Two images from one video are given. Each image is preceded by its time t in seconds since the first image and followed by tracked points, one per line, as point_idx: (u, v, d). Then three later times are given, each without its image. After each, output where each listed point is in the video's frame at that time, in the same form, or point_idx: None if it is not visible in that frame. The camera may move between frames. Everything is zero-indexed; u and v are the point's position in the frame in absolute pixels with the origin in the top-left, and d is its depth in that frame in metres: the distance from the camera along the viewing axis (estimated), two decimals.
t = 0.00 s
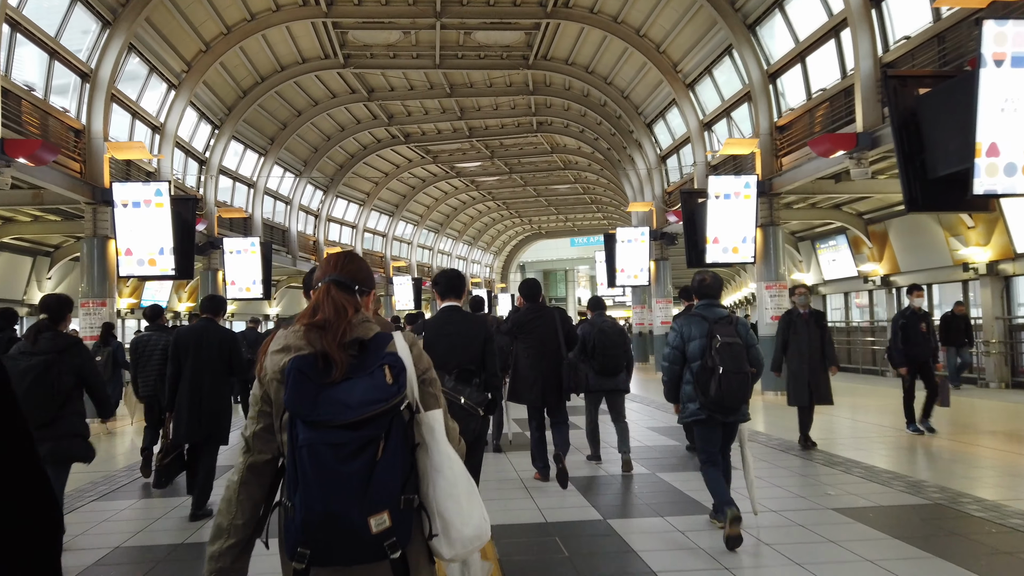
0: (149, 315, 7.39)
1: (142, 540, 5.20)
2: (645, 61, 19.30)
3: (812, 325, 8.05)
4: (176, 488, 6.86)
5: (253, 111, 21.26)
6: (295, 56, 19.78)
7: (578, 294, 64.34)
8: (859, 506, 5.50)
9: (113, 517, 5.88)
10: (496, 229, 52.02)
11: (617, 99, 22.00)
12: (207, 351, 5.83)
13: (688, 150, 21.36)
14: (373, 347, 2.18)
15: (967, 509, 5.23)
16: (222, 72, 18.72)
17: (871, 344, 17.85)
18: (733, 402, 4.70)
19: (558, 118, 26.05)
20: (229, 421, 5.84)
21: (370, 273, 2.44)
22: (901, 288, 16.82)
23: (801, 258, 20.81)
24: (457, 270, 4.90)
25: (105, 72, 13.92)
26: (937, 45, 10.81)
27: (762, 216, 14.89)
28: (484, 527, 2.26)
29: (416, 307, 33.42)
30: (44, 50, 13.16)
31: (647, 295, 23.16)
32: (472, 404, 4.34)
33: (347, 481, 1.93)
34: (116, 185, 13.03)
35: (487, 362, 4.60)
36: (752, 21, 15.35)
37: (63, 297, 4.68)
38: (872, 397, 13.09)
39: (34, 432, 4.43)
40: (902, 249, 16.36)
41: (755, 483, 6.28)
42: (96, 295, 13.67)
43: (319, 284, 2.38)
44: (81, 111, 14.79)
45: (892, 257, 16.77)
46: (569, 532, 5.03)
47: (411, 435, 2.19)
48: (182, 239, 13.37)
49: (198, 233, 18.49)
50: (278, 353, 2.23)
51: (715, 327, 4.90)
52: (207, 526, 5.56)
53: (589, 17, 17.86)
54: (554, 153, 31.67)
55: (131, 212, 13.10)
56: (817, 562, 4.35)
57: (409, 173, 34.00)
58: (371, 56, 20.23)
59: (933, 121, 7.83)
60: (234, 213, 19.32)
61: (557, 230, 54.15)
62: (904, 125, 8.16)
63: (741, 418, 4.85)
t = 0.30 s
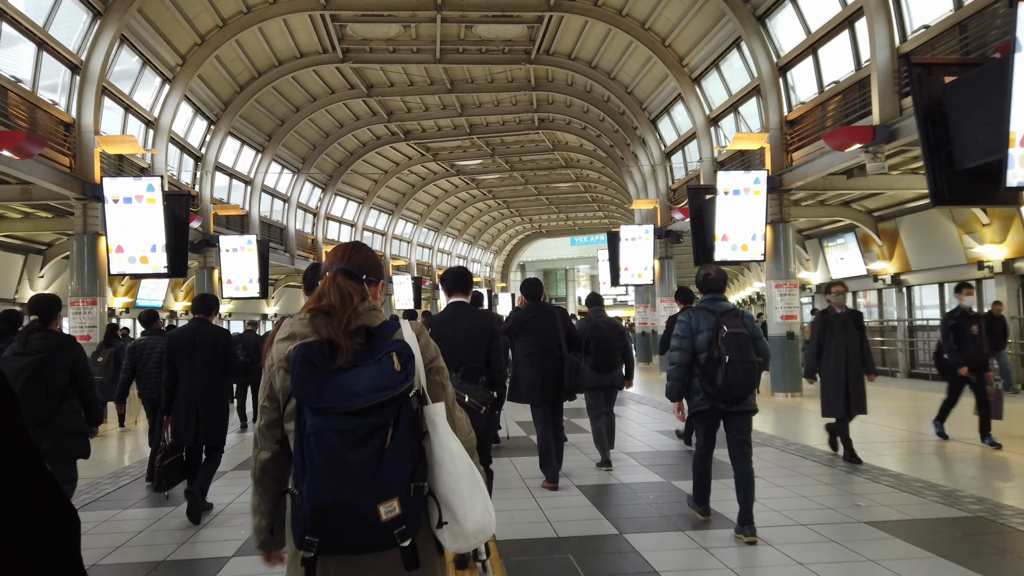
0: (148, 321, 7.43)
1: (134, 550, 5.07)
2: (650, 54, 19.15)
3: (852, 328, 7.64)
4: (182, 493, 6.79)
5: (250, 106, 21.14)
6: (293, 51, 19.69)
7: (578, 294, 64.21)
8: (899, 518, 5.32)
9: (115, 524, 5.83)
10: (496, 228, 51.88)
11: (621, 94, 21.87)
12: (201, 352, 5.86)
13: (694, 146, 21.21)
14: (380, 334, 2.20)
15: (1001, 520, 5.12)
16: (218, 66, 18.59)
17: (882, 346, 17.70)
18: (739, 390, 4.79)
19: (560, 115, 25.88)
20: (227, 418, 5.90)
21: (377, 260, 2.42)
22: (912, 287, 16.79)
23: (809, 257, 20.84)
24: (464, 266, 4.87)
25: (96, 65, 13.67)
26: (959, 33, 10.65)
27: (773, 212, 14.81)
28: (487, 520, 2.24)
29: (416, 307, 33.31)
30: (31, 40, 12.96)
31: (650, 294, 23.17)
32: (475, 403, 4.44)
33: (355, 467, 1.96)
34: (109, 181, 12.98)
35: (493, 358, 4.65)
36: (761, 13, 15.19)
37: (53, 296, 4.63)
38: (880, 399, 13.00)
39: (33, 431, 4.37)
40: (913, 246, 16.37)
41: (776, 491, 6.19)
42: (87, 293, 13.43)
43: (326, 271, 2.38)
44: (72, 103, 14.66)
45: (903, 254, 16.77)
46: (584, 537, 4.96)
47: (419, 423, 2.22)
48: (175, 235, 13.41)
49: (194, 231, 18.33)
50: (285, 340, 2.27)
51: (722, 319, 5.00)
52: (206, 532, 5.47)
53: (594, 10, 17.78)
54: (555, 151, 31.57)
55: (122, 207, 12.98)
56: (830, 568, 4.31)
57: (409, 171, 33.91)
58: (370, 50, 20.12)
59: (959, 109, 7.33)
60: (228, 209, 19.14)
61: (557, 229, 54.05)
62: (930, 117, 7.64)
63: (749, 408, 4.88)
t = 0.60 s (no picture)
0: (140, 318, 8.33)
1: (144, 542, 5.77)
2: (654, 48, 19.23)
3: (900, 326, 6.81)
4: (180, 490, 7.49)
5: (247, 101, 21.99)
6: (291, 44, 20.43)
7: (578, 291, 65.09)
8: (842, 494, 6.09)
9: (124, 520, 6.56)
10: (496, 227, 52.75)
11: (624, 90, 22.25)
12: (192, 351, 6.60)
13: (698, 143, 21.59)
14: (392, 353, 2.60)
15: (925, 497, 5.87)
16: (213, 58, 19.16)
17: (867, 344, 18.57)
18: (741, 394, 5.65)
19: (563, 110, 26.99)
20: (219, 420, 6.63)
21: (389, 273, 2.93)
22: (925, 286, 17.15)
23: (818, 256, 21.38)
24: (475, 272, 6.09)
25: (85, 56, 14.16)
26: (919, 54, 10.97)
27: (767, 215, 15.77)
28: (499, 542, 2.59)
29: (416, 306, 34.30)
30: (18, 30, 13.30)
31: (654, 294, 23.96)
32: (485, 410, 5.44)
33: (377, 484, 2.34)
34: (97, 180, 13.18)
35: (502, 362, 5.77)
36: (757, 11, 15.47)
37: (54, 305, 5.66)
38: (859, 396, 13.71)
39: (28, 434, 5.41)
40: (925, 245, 16.81)
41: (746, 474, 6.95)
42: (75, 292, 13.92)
43: (342, 282, 2.87)
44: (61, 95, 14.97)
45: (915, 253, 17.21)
46: (576, 520, 5.71)
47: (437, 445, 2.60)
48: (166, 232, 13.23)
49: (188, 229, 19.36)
50: (299, 355, 2.68)
51: (722, 324, 5.87)
52: (202, 531, 6.06)
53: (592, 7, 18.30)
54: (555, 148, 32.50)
55: (107, 199, 13.17)
56: (780, 536, 5.10)
57: (410, 168, 34.82)
58: (369, 44, 20.80)
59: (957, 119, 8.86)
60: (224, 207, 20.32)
61: (558, 228, 54.90)
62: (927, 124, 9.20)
63: (746, 412, 5.76)
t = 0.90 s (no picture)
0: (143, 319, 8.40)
1: (118, 558, 5.53)
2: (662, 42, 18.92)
3: (964, 324, 6.21)
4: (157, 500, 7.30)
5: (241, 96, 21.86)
6: (286, 39, 20.22)
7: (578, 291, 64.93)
8: (871, 506, 5.89)
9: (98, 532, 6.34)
10: (496, 226, 52.59)
11: (628, 85, 21.95)
12: (191, 352, 6.50)
13: (704, 138, 21.34)
14: (393, 340, 2.45)
15: (960, 508, 5.68)
16: (206, 52, 18.98)
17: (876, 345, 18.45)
18: (741, 393, 5.60)
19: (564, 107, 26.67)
20: (218, 427, 6.49)
21: (382, 265, 2.72)
22: (934, 284, 16.94)
23: (826, 254, 21.24)
24: (476, 264, 6.01)
25: (74, 47, 13.56)
26: (937, 44, 10.59)
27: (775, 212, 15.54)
28: (509, 523, 2.55)
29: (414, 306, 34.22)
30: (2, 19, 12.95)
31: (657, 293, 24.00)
32: (491, 398, 5.29)
33: (378, 473, 2.18)
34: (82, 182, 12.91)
35: (507, 353, 5.77)
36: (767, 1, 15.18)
37: (61, 297, 5.56)
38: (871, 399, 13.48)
39: (29, 426, 5.31)
40: (935, 243, 16.60)
41: (762, 481, 6.76)
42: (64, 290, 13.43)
43: (331, 274, 2.67)
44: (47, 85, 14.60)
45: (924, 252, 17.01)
46: (586, 533, 5.44)
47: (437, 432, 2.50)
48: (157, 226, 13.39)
49: (181, 225, 19.15)
50: (297, 344, 2.49)
51: (723, 324, 5.83)
52: (181, 546, 5.81)
53: None
54: (558, 145, 32.43)
55: (97, 194, 12.95)
56: (802, 551, 4.92)
57: (410, 165, 34.66)
58: (367, 39, 20.64)
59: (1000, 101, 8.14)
60: (223, 204, 19.74)
61: (558, 226, 54.81)
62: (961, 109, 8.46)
63: (749, 411, 5.71)
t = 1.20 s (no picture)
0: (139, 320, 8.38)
1: (115, 560, 5.53)
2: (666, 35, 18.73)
3: None
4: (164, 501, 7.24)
5: (237, 91, 21.69)
6: (282, 32, 20.05)
7: (579, 290, 64.67)
8: (887, 514, 5.73)
9: (95, 535, 6.31)
10: (496, 225, 52.36)
11: (632, 79, 21.90)
12: (187, 352, 6.34)
13: (709, 134, 21.03)
14: (373, 343, 2.57)
15: (980, 517, 5.53)
16: (198, 44, 18.75)
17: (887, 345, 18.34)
18: (744, 385, 5.59)
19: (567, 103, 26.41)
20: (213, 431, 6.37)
21: (359, 262, 2.87)
22: (948, 285, 16.68)
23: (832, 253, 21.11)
24: (469, 275, 5.82)
25: (59, 37, 13.37)
26: (957, 31, 10.14)
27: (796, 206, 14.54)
28: (492, 532, 2.65)
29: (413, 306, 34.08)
30: None
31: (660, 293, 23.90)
32: (492, 407, 5.25)
33: (355, 479, 2.29)
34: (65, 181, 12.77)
35: (504, 364, 5.59)
36: None
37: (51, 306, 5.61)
38: (878, 401, 13.28)
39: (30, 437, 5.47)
40: (948, 241, 16.34)
41: (770, 486, 6.62)
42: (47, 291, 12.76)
43: (308, 275, 2.80)
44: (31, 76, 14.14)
45: (938, 250, 16.72)
46: (584, 536, 5.39)
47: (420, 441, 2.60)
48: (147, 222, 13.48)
49: (173, 224, 18.34)
50: (270, 349, 2.65)
51: (728, 317, 5.79)
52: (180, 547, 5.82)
53: None
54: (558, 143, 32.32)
55: (82, 193, 12.73)
56: (812, 560, 4.77)
57: (409, 163, 34.54)
58: (365, 32, 20.43)
59: None
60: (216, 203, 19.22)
61: (560, 225, 54.59)
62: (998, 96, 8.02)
63: (752, 403, 5.68)
